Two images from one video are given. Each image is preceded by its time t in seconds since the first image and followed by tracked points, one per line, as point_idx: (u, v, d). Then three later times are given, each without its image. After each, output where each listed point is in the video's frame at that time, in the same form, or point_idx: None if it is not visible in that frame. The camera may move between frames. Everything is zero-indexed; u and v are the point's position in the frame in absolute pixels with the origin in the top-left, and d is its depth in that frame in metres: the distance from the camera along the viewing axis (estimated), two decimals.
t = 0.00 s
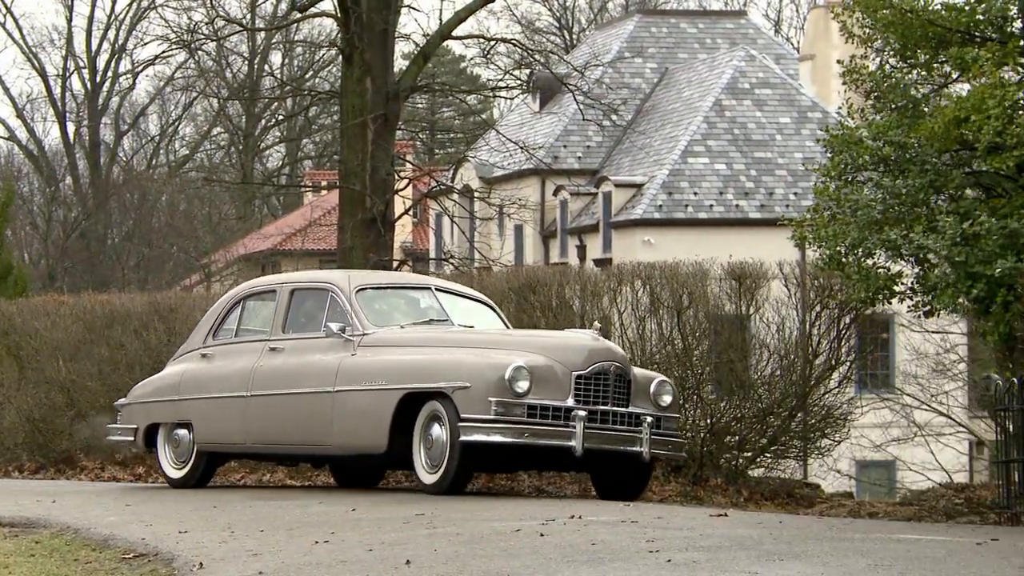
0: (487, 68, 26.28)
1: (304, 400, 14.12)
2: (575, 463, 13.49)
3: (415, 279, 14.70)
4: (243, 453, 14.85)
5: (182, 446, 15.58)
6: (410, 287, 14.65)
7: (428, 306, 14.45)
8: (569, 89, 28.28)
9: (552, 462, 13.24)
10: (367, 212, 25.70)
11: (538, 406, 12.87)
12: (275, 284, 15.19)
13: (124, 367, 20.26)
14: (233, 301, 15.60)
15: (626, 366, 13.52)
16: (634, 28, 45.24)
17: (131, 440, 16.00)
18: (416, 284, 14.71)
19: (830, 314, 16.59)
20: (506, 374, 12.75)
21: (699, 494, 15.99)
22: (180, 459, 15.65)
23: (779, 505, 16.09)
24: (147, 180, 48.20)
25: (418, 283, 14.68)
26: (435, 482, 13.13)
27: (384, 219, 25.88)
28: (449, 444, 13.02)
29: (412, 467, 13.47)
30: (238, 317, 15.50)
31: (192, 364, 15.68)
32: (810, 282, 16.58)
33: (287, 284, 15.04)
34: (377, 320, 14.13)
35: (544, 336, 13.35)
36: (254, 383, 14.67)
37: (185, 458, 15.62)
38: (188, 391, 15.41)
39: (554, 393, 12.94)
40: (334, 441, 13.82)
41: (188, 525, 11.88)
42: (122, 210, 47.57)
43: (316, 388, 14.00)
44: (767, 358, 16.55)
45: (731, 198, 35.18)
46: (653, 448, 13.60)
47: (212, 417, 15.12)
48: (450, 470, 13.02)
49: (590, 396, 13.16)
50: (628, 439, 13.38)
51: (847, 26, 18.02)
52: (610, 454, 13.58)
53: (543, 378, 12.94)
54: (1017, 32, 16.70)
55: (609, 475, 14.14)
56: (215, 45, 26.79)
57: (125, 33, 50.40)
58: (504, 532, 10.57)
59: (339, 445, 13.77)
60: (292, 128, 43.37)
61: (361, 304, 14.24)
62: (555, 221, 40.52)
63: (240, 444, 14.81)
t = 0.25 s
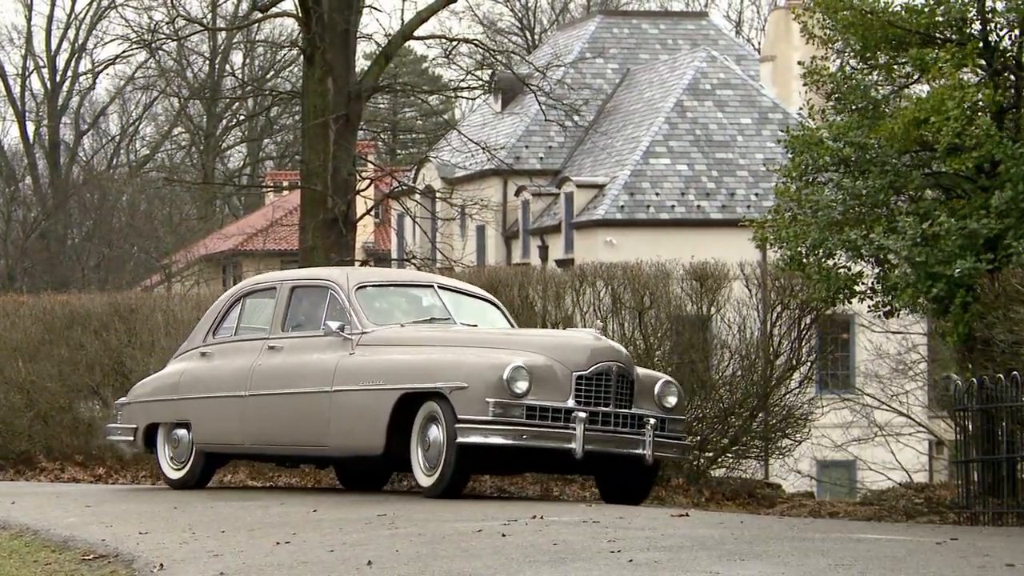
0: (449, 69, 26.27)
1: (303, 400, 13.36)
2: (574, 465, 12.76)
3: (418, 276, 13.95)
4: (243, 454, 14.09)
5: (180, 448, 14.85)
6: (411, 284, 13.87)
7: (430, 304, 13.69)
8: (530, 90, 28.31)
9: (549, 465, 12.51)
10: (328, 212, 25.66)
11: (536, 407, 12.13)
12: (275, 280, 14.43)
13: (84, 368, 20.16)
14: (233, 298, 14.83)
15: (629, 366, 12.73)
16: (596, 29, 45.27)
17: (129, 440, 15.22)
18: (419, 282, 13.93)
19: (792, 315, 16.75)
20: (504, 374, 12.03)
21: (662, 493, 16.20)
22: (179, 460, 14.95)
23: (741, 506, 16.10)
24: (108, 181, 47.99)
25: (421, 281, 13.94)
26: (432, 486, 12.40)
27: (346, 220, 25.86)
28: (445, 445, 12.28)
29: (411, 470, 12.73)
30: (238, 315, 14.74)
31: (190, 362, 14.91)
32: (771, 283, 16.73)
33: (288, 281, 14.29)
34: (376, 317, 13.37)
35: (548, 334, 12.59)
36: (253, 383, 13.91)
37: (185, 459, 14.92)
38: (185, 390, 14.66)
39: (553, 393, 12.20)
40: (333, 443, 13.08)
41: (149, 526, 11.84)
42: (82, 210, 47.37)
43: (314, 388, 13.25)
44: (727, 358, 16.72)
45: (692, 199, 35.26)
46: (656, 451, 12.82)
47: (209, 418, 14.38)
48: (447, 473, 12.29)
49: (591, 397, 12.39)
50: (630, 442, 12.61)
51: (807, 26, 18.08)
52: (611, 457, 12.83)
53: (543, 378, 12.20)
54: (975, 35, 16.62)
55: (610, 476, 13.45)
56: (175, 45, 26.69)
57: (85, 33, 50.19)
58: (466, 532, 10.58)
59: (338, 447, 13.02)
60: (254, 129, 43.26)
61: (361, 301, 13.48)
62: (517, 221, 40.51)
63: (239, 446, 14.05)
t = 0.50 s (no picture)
0: (409, 68, 26.26)
1: (296, 399, 12.97)
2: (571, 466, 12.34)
3: (417, 272, 13.55)
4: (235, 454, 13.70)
5: (176, 447, 14.47)
6: (408, 280, 13.47)
7: (428, 302, 13.29)
8: (490, 90, 28.33)
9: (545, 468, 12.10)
10: (288, 211, 25.64)
11: (530, 408, 11.76)
12: (270, 276, 14.05)
13: (42, 367, 20.08)
14: (229, 294, 14.46)
15: (628, 365, 12.32)
16: (555, 29, 45.30)
17: (124, 439, 14.84)
18: (417, 278, 13.54)
19: (751, 315, 17.53)
20: (498, 374, 11.67)
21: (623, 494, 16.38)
22: (174, 460, 14.56)
23: (701, 504, 16.22)
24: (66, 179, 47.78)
25: (420, 278, 13.54)
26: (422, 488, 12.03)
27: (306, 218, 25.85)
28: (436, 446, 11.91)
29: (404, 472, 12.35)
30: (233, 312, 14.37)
31: (185, 360, 14.53)
32: (731, 282, 17.50)
33: (284, 277, 13.90)
34: (371, 314, 12.99)
35: (550, 333, 12.21)
36: (246, 380, 13.53)
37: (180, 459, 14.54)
38: (180, 388, 14.28)
39: (548, 394, 11.82)
40: (325, 442, 12.69)
41: (106, 526, 11.78)
42: (40, 209, 47.17)
43: (307, 387, 12.86)
44: (687, 358, 17.49)
45: (652, 198, 35.32)
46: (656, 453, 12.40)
47: (203, 417, 13.99)
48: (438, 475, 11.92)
49: (588, 398, 11.99)
50: (629, 445, 12.19)
51: (766, 27, 18.17)
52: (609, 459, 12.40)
53: (539, 377, 11.83)
54: (932, 36, 16.69)
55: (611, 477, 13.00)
56: (134, 43, 26.60)
57: (43, 31, 49.97)
58: (425, 532, 10.55)
59: (330, 447, 12.63)
60: (212, 128, 43.15)
61: (356, 297, 13.10)
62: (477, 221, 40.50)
63: (231, 446, 13.66)
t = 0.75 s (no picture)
0: (367, 68, 26.23)
1: (287, 399, 12.67)
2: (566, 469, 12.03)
3: (411, 269, 13.20)
4: (229, 455, 13.41)
5: (168, 447, 14.20)
6: (403, 277, 13.13)
7: (426, 298, 12.97)
8: (449, 90, 28.30)
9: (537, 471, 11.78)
10: (247, 212, 25.61)
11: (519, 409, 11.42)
12: (263, 272, 13.73)
13: None
14: (225, 291, 14.16)
15: (621, 364, 11.93)
16: (515, 29, 45.33)
17: (119, 438, 14.57)
18: (412, 274, 13.19)
19: (709, 315, 17.80)
20: (487, 373, 11.34)
21: (580, 494, 16.52)
22: (166, 460, 14.29)
23: (660, 503, 16.29)
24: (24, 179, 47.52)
25: (414, 274, 13.19)
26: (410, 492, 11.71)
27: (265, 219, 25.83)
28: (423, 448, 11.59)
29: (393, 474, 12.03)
30: (227, 310, 14.07)
31: (181, 358, 14.24)
32: (688, 283, 17.76)
33: (276, 273, 13.59)
34: (362, 312, 12.67)
35: (547, 331, 11.88)
36: (239, 379, 13.23)
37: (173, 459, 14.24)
38: (175, 388, 13.99)
39: (537, 394, 11.49)
40: (315, 444, 12.39)
41: (64, 528, 11.72)
42: None
43: (298, 387, 12.56)
44: (646, 357, 17.89)
45: (611, 198, 35.36)
46: (652, 455, 12.05)
47: (197, 417, 13.69)
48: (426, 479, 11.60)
49: (579, 398, 11.65)
50: (622, 447, 11.83)
51: (725, 28, 18.20)
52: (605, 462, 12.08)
53: (528, 377, 11.49)
54: (890, 36, 16.73)
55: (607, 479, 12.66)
56: (92, 43, 26.46)
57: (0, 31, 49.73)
58: (384, 532, 10.55)
59: (320, 449, 12.33)
60: (171, 128, 43.03)
61: (349, 295, 12.77)
62: (436, 221, 40.46)
63: (224, 446, 13.37)
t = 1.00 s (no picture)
0: (328, 68, 26.19)
1: (274, 399, 12.38)
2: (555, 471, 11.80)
3: (404, 267, 12.92)
4: (216, 457, 13.09)
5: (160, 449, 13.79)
6: (395, 274, 12.84)
7: (417, 297, 12.70)
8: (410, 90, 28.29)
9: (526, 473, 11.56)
10: (206, 212, 25.80)
11: (505, 410, 11.19)
12: (252, 270, 13.45)
13: None
14: (215, 290, 13.85)
15: (612, 365, 11.71)
16: (475, 29, 45.33)
17: (107, 439, 14.22)
18: (405, 272, 12.90)
19: (670, 315, 17.99)
20: (473, 374, 11.09)
21: (540, 495, 16.59)
22: (158, 463, 13.86)
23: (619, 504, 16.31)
24: None
25: (407, 272, 12.91)
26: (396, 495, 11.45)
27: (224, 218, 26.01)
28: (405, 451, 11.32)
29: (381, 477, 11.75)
30: (217, 308, 13.76)
31: (169, 358, 13.93)
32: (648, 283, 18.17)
33: (266, 270, 13.30)
34: (352, 310, 12.39)
35: (542, 331, 11.63)
36: (227, 379, 12.93)
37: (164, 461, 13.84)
38: (162, 388, 13.69)
39: (525, 395, 11.25)
40: (303, 446, 12.10)
41: (22, 529, 11.65)
42: None
43: (285, 387, 12.27)
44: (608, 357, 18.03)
45: (571, 199, 35.38)
46: (641, 458, 11.82)
47: (184, 418, 13.37)
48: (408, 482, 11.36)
49: (567, 399, 11.42)
50: (612, 449, 11.61)
51: (685, 28, 18.26)
52: (593, 463, 11.84)
53: (515, 377, 11.24)
54: (849, 38, 16.81)
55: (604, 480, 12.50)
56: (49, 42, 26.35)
57: None
58: (344, 533, 10.52)
59: (308, 451, 12.04)
60: (130, 127, 42.91)
61: (338, 293, 12.50)
62: (397, 221, 40.41)
63: (211, 448, 13.06)
